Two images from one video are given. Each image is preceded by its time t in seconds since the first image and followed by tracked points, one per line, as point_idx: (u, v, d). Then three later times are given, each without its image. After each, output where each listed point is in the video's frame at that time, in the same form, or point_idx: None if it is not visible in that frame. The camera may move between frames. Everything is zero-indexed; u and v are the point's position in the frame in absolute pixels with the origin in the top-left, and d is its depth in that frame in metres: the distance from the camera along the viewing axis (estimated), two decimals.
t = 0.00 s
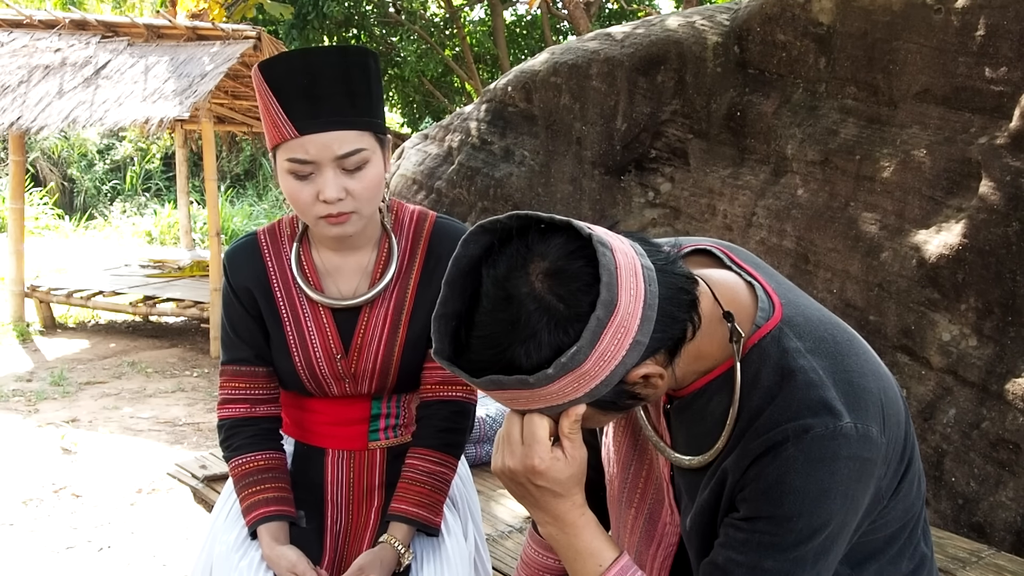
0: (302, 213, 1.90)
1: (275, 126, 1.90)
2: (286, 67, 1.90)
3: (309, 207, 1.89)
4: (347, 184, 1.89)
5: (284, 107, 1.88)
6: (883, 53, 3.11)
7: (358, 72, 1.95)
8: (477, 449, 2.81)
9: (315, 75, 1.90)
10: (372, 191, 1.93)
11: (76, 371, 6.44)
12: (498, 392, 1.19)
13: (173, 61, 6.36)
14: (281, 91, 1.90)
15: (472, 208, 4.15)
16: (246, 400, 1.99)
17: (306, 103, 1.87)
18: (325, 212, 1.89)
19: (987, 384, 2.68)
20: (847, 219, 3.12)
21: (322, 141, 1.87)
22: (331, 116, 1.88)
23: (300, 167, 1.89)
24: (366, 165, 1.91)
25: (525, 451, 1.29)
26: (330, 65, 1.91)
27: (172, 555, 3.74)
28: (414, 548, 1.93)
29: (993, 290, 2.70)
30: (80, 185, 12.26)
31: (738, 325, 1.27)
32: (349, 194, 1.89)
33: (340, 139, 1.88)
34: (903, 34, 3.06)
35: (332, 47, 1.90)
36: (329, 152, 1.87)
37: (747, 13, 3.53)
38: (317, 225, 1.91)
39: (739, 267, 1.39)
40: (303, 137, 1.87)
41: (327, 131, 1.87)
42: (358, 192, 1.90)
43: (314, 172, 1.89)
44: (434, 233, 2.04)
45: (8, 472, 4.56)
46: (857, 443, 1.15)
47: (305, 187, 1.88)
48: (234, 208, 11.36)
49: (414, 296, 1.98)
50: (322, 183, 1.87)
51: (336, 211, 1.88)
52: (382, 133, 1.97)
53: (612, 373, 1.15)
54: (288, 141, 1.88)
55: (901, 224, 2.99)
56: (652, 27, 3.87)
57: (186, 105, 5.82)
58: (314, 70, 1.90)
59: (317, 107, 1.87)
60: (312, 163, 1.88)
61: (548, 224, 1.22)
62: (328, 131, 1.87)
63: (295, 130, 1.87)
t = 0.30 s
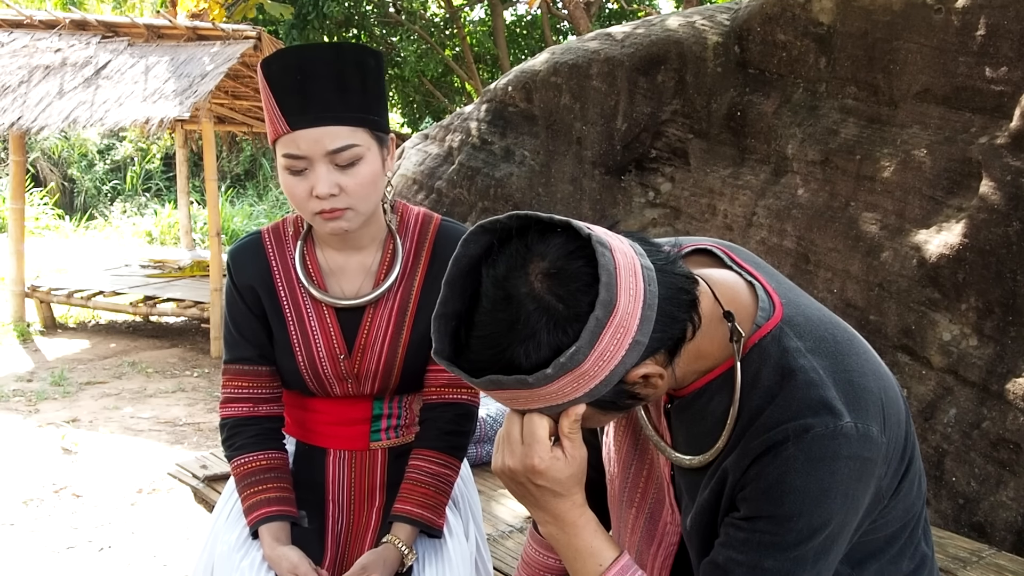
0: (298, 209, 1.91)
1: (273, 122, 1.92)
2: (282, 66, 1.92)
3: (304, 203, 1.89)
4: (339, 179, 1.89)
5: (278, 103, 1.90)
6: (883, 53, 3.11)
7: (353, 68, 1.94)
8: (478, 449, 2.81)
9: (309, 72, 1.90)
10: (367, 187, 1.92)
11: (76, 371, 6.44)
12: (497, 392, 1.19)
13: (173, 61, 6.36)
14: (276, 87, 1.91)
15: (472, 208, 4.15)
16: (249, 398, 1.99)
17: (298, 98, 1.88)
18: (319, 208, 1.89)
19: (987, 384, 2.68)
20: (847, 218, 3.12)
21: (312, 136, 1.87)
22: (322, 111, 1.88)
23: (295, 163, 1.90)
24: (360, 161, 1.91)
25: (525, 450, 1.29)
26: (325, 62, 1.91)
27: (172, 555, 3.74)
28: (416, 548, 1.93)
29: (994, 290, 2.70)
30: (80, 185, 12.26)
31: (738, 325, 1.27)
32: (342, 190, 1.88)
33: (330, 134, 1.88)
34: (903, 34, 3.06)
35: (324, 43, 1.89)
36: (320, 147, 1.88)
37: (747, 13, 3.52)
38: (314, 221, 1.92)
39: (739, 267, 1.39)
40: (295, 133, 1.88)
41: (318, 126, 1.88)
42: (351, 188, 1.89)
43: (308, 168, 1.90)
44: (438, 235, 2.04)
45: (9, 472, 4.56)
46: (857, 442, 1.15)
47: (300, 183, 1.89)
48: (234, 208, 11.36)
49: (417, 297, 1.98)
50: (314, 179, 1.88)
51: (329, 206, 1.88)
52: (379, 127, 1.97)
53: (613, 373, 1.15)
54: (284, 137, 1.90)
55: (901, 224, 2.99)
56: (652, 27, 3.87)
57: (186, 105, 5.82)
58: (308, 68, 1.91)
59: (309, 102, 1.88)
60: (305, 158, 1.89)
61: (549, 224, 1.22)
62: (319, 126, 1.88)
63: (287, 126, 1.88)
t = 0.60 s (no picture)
0: (300, 205, 1.92)
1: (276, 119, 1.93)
2: (284, 62, 1.92)
3: (305, 200, 1.90)
4: (340, 176, 1.89)
5: (280, 99, 1.91)
6: (884, 53, 3.11)
7: (356, 66, 1.94)
8: (479, 449, 2.81)
9: (310, 68, 1.91)
10: (368, 185, 1.92)
11: (77, 371, 6.44)
12: (498, 391, 1.19)
13: (174, 61, 6.36)
14: (280, 84, 1.92)
15: (472, 207, 4.16)
16: (251, 396, 1.99)
17: (300, 96, 1.89)
18: (319, 204, 1.89)
19: (987, 384, 2.68)
20: (848, 218, 3.12)
21: (313, 133, 1.88)
22: (324, 108, 1.89)
23: (297, 159, 1.91)
24: (361, 158, 1.91)
25: (525, 449, 1.29)
26: (327, 59, 1.92)
27: (173, 554, 3.74)
28: (417, 547, 1.93)
29: (994, 289, 2.70)
30: (80, 186, 12.27)
31: (739, 324, 1.27)
32: (342, 186, 1.88)
33: (331, 131, 1.88)
34: (904, 33, 3.06)
35: (327, 41, 1.90)
36: (321, 144, 1.88)
37: (748, 12, 3.53)
38: (316, 218, 1.92)
39: (740, 266, 1.39)
40: (297, 129, 1.89)
41: (319, 122, 1.88)
42: (352, 185, 1.90)
43: (309, 164, 1.90)
44: (441, 235, 2.05)
45: (10, 473, 4.56)
46: (858, 442, 1.15)
47: (302, 179, 1.90)
48: (234, 208, 11.35)
49: (419, 296, 1.99)
50: (316, 175, 1.89)
51: (330, 203, 1.89)
52: (381, 126, 1.97)
53: (613, 372, 1.16)
54: (285, 133, 1.91)
55: (901, 223, 3.00)
56: (652, 27, 3.87)
57: (186, 106, 5.82)
58: (309, 64, 1.91)
59: (310, 98, 1.89)
60: (306, 154, 1.90)
61: (550, 223, 1.22)
62: (319, 122, 1.88)
63: (289, 123, 1.89)
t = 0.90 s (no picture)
0: (300, 202, 1.93)
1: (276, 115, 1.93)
2: (284, 59, 1.92)
3: (305, 197, 1.91)
4: (339, 174, 1.89)
5: (281, 97, 1.90)
6: (885, 51, 3.11)
7: (356, 64, 1.94)
8: (479, 448, 2.81)
9: (311, 66, 1.90)
10: (367, 182, 1.92)
11: (77, 371, 6.44)
12: (497, 384, 1.19)
13: (174, 60, 6.36)
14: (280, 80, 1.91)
15: (473, 207, 4.16)
16: (251, 393, 1.99)
17: (300, 93, 1.88)
18: (319, 202, 1.90)
19: (988, 383, 2.68)
20: (849, 217, 3.12)
21: (312, 130, 1.88)
22: (323, 105, 1.88)
23: (297, 156, 1.91)
24: (359, 156, 1.91)
25: (527, 445, 1.30)
26: (327, 57, 1.91)
27: (174, 554, 3.74)
28: (416, 546, 1.93)
29: (995, 288, 2.69)
30: (81, 185, 12.27)
31: (742, 323, 1.27)
32: (341, 184, 1.89)
33: (330, 128, 1.88)
34: (905, 32, 3.06)
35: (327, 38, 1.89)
36: (319, 141, 1.88)
37: (748, 11, 3.52)
38: (315, 216, 1.93)
39: (742, 265, 1.39)
40: (296, 126, 1.89)
41: (318, 120, 1.88)
42: (351, 183, 1.90)
43: (309, 162, 1.90)
44: (440, 234, 2.05)
45: (10, 472, 4.56)
46: (860, 441, 1.15)
47: (302, 176, 1.90)
48: (235, 207, 11.34)
49: (417, 294, 1.99)
50: (315, 172, 1.89)
51: (329, 201, 1.89)
52: (381, 123, 1.97)
53: (611, 370, 1.15)
54: (286, 130, 1.91)
55: (902, 223, 2.99)
56: (653, 26, 3.87)
57: (186, 105, 5.82)
58: (310, 62, 1.90)
59: (310, 96, 1.88)
60: (306, 151, 1.90)
61: (556, 217, 1.21)
62: (319, 120, 1.88)
63: (289, 120, 1.89)
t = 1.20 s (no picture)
0: (295, 199, 1.92)
1: (272, 112, 1.92)
2: (280, 57, 1.91)
3: (300, 193, 1.90)
4: (335, 170, 1.89)
5: (276, 94, 1.90)
6: (886, 51, 3.11)
7: (351, 61, 1.94)
8: (480, 448, 2.81)
9: (307, 63, 1.89)
10: (361, 179, 1.93)
11: (79, 370, 6.44)
12: (496, 375, 1.19)
13: (175, 60, 6.36)
14: (275, 78, 1.91)
15: (474, 207, 4.16)
16: (246, 393, 1.98)
17: (296, 89, 1.88)
18: (314, 198, 1.89)
19: (990, 382, 2.67)
20: (850, 217, 3.11)
21: (309, 126, 1.88)
22: (320, 102, 1.88)
23: (293, 153, 1.91)
24: (355, 152, 1.92)
25: (535, 439, 1.29)
26: (323, 55, 1.91)
27: (175, 553, 3.74)
28: (415, 544, 1.93)
29: (996, 288, 2.69)
30: (82, 185, 12.27)
31: (745, 322, 1.27)
32: (336, 181, 1.89)
33: (326, 125, 1.88)
34: (907, 32, 3.05)
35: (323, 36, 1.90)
36: (316, 138, 1.88)
37: (750, 10, 3.52)
38: (309, 212, 1.92)
39: (742, 264, 1.39)
40: (293, 123, 1.88)
41: (315, 117, 1.88)
42: (347, 179, 1.90)
43: (305, 158, 1.90)
44: (430, 231, 2.05)
45: (12, 472, 4.56)
46: (861, 441, 1.15)
47: (297, 172, 1.90)
48: (236, 207, 11.33)
49: (409, 290, 1.98)
50: (311, 168, 1.89)
51: (325, 196, 1.89)
52: (376, 120, 1.97)
53: (613, 367, 1.15)
54: (282, 127, 1.90)
55: (904, 222, 2.99)
56: (654, 26, 3.86)
57: (187, 105, 5.82)
58: (306, 59, 1.90)
59: (307, 93, 1.88)
60: (303, 148, 1.90)
61: (568, 211, 1.21)
62: (315, 117, 1.88)
63: (286, 116, 1.89)
